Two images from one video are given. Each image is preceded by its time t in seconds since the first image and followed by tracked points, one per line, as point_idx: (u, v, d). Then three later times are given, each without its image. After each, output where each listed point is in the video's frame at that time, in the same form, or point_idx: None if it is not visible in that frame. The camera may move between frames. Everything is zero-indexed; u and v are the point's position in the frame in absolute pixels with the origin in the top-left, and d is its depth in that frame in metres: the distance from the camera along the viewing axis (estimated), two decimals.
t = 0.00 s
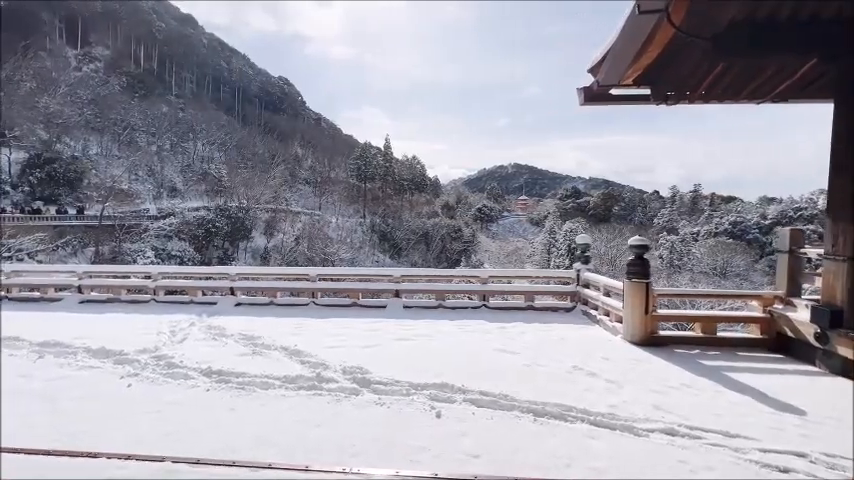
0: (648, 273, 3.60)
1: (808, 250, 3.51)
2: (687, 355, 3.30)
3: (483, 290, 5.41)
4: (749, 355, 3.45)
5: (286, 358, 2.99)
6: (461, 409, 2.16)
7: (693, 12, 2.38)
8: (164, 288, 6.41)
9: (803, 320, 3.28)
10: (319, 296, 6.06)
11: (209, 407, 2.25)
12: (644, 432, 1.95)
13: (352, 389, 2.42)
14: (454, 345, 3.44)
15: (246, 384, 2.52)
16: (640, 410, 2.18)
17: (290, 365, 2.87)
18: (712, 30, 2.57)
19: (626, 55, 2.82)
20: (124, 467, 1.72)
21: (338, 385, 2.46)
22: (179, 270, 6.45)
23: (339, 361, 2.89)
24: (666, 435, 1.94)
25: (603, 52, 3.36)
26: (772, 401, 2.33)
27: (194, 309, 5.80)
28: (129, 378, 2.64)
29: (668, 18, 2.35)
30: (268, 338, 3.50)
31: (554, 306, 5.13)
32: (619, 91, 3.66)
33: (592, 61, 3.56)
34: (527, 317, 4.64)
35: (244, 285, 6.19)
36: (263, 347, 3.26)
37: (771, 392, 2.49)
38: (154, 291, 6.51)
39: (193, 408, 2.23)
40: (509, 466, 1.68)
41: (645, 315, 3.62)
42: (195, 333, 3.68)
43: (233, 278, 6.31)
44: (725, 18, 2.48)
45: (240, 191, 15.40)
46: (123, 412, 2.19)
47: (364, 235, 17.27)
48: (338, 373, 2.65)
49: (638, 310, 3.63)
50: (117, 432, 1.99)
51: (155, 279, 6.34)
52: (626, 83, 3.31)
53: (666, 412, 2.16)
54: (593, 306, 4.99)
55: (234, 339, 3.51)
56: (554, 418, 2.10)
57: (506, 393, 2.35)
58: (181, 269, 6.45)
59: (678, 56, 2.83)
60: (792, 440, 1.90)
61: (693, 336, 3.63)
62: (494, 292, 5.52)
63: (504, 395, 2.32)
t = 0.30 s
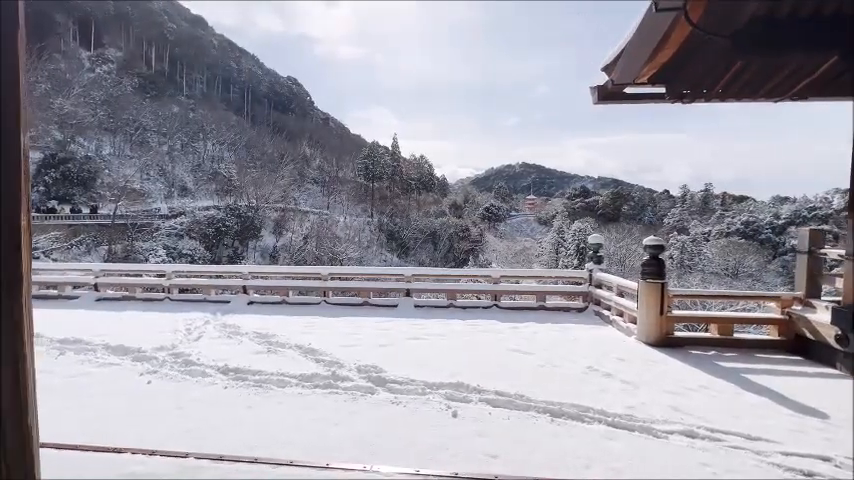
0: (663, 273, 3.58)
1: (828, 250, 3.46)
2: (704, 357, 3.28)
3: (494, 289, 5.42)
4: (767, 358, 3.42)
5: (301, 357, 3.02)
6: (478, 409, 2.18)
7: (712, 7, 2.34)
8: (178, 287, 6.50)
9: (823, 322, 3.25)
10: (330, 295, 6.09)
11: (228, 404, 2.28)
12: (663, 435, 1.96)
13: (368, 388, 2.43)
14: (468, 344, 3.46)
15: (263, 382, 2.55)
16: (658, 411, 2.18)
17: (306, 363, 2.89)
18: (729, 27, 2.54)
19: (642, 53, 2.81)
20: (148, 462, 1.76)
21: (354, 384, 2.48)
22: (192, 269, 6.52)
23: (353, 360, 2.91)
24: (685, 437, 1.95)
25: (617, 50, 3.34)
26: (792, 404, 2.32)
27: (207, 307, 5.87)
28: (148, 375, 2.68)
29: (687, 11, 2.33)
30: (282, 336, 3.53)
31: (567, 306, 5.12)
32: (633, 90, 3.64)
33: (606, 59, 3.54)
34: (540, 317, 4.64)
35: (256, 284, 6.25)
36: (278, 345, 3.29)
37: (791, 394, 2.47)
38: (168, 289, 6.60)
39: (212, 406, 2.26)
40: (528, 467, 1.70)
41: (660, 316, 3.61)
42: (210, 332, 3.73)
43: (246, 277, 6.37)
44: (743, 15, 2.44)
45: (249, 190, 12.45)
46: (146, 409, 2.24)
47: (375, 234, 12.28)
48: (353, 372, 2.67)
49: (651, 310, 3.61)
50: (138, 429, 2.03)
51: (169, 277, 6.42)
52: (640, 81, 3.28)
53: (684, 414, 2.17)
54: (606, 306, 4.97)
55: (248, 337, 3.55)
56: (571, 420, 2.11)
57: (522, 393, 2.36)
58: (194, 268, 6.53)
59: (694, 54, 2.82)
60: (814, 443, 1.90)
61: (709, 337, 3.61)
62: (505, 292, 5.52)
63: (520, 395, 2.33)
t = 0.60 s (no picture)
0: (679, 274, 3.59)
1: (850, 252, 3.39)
2: (720, 359, 3.30)
3: (506, 289, 5.44)
4: (782, 359, 3.43)
5: (316, 355, 3.07)
6: (494, 409, 2.24)
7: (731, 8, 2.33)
8: (192, 285, 6.58)
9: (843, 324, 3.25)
10: (341, 294, 6.15)
11: (247, 401, 2.34)
12: (681, 436, 2.01)
13: (384, 387, 2.51)
14: (483, 343, 3.51)
15: (280, 379, 2.60)
16: (673, 412, 2.24)
17: (322, 361, 2.95)
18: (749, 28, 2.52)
19: (658, 51, 2.82)
20: (170, 456, 1.81)
21: (370, 383, 2.56)
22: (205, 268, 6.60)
23: (369, 358, 2.97)
24: (703, 439, 2.00)
25: (633, 49, 3.32)
26: (809, 406, 2.35)
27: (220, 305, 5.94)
28: (168, 372, 2.74)
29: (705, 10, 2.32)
30: (298, 334, 3.58)
31: (579, 307, 5.13)
32: (648, 90, 3.63)
33: (621, 57, 3.53)
34: (552, 317, 4.66)
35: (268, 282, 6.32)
36: (294, 343, 3.33)
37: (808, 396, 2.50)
38: (181, 288, 6.70)
39: (232, 403, 2.31)
40: (545, 466, 1.76)
41: (676, 317, 3.65)
42: (226, 329, 3.79)
43: (259, 275, 6.44)
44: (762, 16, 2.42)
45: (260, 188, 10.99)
46: (169, 405, 2.29)
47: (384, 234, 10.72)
48: (369, 371, 2.74)
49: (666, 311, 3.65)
50: (161, 424, 2.08)
51: (183, 276, 6.50)
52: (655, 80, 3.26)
53: (702, 416, 2.22)
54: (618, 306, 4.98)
55: (264, 335, 3.60)
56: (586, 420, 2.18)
57: (538, 394, 2.43)
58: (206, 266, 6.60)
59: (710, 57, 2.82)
60: (834, 446, 1.93)
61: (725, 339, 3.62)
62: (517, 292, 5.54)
63: (535, 396, 2.40)
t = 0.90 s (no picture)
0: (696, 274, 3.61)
1: None
2: (737, 360, 3.32)
3: (518, 288, 5.46)
4: (801, 361, 3.45)
5: (331, 352, 3.10)
6: (512, 409, 2.30)
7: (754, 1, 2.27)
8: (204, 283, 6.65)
9: None
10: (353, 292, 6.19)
11: (265, 397, 2.39)
12: (703, 438, 2.05)
13: (400, 385, 2.58)
14: (498, 342, 3.55)
15: (297, 376, 2.65)
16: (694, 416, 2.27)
17: (339, 359, 3.00)
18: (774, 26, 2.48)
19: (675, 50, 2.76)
20: (191, 451, 1.83)
21: (386, 381, 2.62)
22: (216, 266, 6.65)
23: (384, 356, 3.02)
24: (726, 441, 2.04)
25: (649, 46, 3.28)
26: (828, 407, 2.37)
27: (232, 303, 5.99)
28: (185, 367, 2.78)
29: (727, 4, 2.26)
30: (311, 332, 3.60)
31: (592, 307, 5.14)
32: (665, 87, 3.58)
33: (637, 55, 3.48)
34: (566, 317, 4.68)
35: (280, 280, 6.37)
36: (308, 341, 3.36)
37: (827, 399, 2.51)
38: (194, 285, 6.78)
39: (251, 400, 2.35)
40: (566, 465, 1.79)
41: (692, 317, 3.75)
42: (241, 326, 3.82)
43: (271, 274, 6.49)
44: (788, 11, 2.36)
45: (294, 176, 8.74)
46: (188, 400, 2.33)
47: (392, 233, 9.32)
48: (384, 369, 2.81)
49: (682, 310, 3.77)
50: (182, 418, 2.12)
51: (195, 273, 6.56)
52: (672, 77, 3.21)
53: (724, 417, 2.26)
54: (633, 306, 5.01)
55: (278, 332, 3.63)
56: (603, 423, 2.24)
57: (556, 394, 2.49)
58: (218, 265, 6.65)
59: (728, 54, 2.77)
60: None
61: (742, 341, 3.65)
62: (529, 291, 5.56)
63: (553, 396, 2.47)
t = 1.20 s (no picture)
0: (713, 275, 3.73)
1: None
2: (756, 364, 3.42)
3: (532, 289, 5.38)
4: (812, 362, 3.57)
5: (345, 352, 3.20)
6: (530, 410, 2.39)
7: None
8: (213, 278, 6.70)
9: None
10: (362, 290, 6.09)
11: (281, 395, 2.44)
12: (732, 443, 2.16)
13: (416, 385, 2.64)
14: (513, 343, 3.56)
15: (312, 376, 2.73)
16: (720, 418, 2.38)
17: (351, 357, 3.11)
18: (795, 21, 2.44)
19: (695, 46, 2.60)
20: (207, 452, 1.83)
21: (401, 380, 2.69)
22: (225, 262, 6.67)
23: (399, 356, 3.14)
24: (753, 446, 2.14)
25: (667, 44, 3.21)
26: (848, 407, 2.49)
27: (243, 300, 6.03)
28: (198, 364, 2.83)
29: None
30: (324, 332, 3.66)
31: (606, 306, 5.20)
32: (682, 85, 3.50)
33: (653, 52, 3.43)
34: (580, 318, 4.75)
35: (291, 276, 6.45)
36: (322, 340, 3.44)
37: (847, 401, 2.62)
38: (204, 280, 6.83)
39: (264, 399, 2.38)
40: (588, 470, 1.85)
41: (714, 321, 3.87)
42: (254, 324, 3.83)
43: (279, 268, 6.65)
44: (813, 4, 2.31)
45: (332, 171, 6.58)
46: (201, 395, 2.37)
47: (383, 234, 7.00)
48: (399, 368, 2.89)
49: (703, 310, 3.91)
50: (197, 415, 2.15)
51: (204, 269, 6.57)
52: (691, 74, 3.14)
53: (749, 422, 2.39)
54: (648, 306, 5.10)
55: (291, 331, 3.66)
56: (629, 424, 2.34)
57: (575, 395, 2.58)
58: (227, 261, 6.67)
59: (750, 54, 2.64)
60: None
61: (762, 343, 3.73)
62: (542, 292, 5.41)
63: (573, 397, 2.56)
